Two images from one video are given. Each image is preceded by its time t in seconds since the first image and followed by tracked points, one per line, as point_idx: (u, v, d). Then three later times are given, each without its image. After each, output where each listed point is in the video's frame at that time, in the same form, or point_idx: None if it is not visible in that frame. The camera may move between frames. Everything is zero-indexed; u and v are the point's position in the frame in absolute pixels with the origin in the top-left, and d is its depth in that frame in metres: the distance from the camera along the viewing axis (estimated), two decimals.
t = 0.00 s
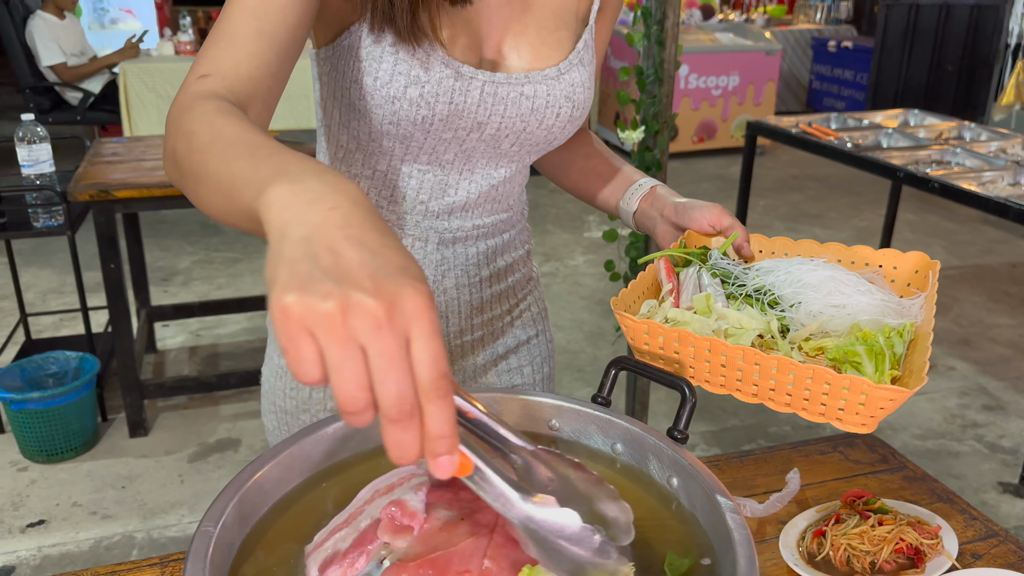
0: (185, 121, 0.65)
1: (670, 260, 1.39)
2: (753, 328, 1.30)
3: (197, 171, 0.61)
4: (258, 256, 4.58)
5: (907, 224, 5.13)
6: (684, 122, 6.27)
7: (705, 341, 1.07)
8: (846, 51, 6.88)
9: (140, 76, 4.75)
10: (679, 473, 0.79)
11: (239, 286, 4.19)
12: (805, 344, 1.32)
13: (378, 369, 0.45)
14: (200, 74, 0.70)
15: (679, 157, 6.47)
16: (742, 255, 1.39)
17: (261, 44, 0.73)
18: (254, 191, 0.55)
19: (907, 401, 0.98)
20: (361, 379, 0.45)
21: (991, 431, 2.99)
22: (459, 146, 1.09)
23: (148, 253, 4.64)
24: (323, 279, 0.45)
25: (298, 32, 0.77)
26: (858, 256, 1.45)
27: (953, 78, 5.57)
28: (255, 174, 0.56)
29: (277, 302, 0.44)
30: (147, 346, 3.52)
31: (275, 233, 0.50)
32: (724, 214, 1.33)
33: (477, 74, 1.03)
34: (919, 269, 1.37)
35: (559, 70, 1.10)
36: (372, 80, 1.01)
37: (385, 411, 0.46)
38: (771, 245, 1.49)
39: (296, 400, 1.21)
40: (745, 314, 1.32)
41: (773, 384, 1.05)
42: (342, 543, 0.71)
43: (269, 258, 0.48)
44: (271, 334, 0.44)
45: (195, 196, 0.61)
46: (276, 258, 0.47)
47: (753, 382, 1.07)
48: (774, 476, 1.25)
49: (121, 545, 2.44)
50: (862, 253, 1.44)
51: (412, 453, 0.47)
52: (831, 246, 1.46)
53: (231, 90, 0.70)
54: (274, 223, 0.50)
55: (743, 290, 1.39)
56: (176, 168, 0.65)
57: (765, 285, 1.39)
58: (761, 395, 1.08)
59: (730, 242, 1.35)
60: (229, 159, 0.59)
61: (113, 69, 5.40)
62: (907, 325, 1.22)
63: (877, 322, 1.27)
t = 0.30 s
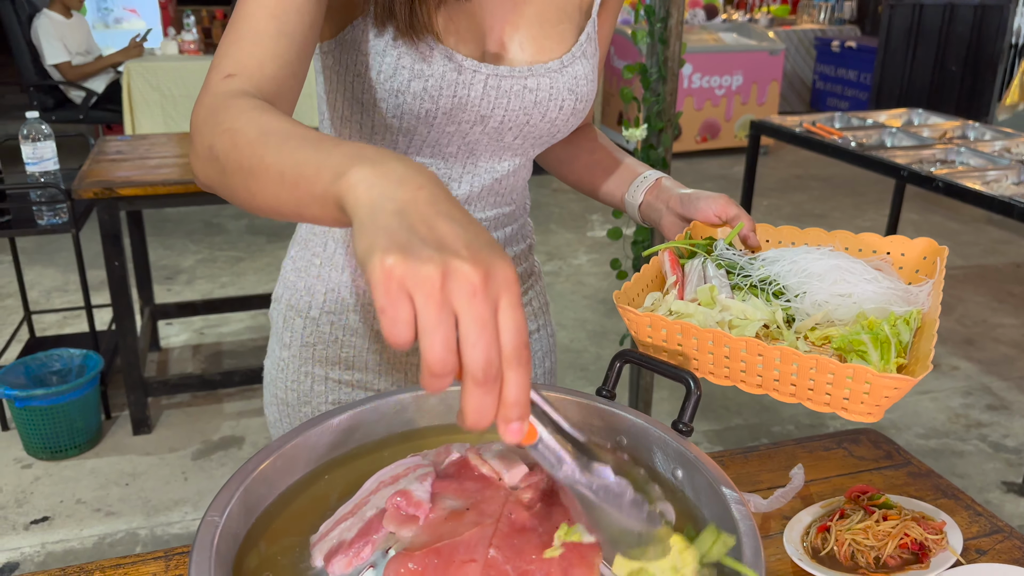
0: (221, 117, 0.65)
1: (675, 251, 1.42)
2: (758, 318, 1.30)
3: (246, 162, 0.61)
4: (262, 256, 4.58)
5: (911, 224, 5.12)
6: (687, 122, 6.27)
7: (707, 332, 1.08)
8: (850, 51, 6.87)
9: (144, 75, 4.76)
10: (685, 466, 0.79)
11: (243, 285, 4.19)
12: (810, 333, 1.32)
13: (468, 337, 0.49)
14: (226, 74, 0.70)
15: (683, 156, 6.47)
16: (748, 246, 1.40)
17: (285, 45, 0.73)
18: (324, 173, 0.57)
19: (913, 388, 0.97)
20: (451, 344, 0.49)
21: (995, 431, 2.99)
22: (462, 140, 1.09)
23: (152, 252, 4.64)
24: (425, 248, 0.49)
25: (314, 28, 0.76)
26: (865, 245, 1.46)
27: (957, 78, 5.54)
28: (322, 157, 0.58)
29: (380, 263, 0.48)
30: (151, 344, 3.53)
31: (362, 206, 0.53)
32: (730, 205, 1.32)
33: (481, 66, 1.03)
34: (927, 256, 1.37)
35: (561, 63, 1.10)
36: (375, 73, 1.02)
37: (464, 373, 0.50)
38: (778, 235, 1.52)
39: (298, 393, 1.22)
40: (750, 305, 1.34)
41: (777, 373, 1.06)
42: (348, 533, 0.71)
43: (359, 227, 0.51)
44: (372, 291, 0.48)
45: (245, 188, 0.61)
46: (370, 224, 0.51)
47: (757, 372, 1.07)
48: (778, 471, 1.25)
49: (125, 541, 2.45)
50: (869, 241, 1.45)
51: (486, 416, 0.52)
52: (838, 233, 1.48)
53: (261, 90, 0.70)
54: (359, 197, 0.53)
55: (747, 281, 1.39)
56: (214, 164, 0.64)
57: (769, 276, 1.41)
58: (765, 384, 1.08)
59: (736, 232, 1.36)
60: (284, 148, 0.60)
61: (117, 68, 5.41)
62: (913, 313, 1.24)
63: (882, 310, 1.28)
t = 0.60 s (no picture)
0: (207, 68, 0.70)
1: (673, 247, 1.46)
2: (756, 314, 1.38)
3: (242, 90, 0.66)
4: (264, 255, 4.59)
5: (914, 224, 5.11)
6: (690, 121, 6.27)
7: (708, 329, 1.11)
8: (853, 51, 6.86)
9: (146, 74, 4.77)
10: (685, 464, 0.79)
11: (245, 284, 4.20)
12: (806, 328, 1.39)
13: (504, 189, 0.53)
14: (209, 48, 0.71)
15: (685, 156, 6.46)
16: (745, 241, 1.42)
17: (270, 26, 0.74)
18: (333, 61, 0.62)
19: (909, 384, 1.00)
20: (488, 197, 0.52)
21: (997, 431, 2.98)
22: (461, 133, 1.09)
23: (154, 251, 4.65)
24: (463, 103, 0.53)
25: (302, 15, 0.77)
26: (858, 240, 1.50)
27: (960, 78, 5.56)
28: (326, 47, 0.63)
29: (422, 114, 0.51)
30: (152, 343, 3.53)
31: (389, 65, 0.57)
32: (726, 201, 1.34)
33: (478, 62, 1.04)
34: (920, 252, 1.42)
35: (560, 57, 1.10)
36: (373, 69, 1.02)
37: (502, 228, 0.53)
38: (773, 230, 1.55)
39: (299, 393, 1.22)
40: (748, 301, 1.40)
41: (776, 370, 1.09)
42: (345, 530, 0.71)
43: (395, 84, 0.55)
44: (415, 141, 0.51)
45: (244, 114, 0.67)
46: (407, 82, 0.55)
47: (755, 368, 1.10)
48: (778, 470, 1.24)
49: (126, 540, 2.45)
50: (863, 237, 1.49)
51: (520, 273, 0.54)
52: (833, 229, 1.51)
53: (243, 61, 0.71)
54: (387, 60, 0.58)
55: (745, 277, 1.47)
56: (203, 114, 0.70)
57: (767, 271, 1.48)
58: (763, 380, 1.11)
59: (733, 227, 1.38)
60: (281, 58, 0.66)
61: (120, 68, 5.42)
62: (907, 310, 1.28)
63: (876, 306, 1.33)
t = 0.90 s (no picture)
0: (275, 73, 0.63)
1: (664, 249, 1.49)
2: (742, 315, 1.37)
3: (331, 111, 0.60)
4: (266, 255, 4.59)
5: (916, 224, 5.11)
6: (692, 121, 6.27)
7: (693, 328, 1.15)
8: (855, 51, 6.85)
9: (148, 74, 4.76)
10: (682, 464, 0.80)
11: (247, 283, 4.20)
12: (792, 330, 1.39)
13: (616, 311, 0.52)
14: (262, 31, 0.69)
15: (688, 156, 6.46)
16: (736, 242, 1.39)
17: (302, 17, 0.72)
18: (448, 127, 0.59)
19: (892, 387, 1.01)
20: (605, 321, 0.52)
21: (1000, 432, 2.97)
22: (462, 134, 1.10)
23: (157, 251, 4.65)
24: (592, 228, 0.52)
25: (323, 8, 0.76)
26: (849, 245, 1.50)
27: (964, 78, 5.60)
28: (441, 112, 0.60)
29: (556, 238, 0.50)
30: (154, 342, 3.53)
31: (512, 170, 0.56)
32: (718, 203, 1.31)
33: (479, 62, 1.04)
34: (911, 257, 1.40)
35: (558, 57, 1.11)
36: (373, 69, 1.02)
37: (606, 348, 0.53)
38: (764, 233, 1.54)
39: (295, 391, 1.21)
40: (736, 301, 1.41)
41: (760, 369, 1.11)
42: (342, 529, 0.70)
43: (521, 199, 0.54)
44: (551, 263, 0.50)
45: (320, 134, 0.61)
46: (533, 198, 0.54)
47: (739, 368, 1.13)
48: (778, 470, 1.24)
49: (127, 539, 2.45)
50: (854, 241, 1.49)
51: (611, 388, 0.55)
52: (823, 233, 1.52)
53: (292, 48, 0.69)
54: (511, 165, 0.56)
55: (733, 277, 1.47)
56: (265, 110, 0.62)
57: (756, 273, 1.48)
58: (747, 380, 1.13)
59: (724, 230, 1.36)
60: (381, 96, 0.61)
61: (122, 67, 5.43)
62: (894, 313, 1.27)
63: (864, 309, 1.33)
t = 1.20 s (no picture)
0: (240, 84, 0.67)
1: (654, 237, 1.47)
2: (728, 301, 1.35)
3: (287, 115, 0.64)
4: (268, 254, 4.60)
5: (918, 225, 5.11)
6: (694, 122, 6.27)
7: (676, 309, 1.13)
8: (858, 51, 6.85)
9: (151, 74, 4.76)
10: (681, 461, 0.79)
11: (249, 283, 4.20)
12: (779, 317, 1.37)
13: (561, 265, 0.52)
14: (233, 51, 0.71)
15: (690, 156, 6.46)
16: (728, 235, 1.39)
17: (287, 26, 0.74)
18: (385, 116, 0.61)
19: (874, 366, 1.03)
20: (551, 270, 0.52)
21: (1001, 432, 2.97)
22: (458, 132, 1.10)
23: (159, 250, 4.66)
24: (527, 179, 0.52)
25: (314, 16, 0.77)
26: (840, 235, 1.48)
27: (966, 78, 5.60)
28: (380, 100, 0.62)
29: (487, 187, 0.50)
30: (156, 342, 3.54)
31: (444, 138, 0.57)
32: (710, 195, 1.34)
33: (476, 59, 1.04)
34: (901, 248, 1.39)
35: (556, 55, 1.10)
36: (373, 66, 1.02)
37: (557, 301, 0.53)
38: (756, 225, 1.53)
39: (296, 392, 1.22)
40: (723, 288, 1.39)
41: (743, 351, 1.10)
42: (339, 526, 0.70)
43: (453, 156, 0.54)
44: (481, 214, 0.50)
45: (281, 143, 0.65)
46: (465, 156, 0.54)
47: (723, 350, 1.12)
48: (778, 470, 1.24)
49: (128, 538, 2.45)
50: (845, 232, 1.47)
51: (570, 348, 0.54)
52: (815, 224, 1.49)
53: (269, 54, 0.72)
54: (445, 134, 0.57)
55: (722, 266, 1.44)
56: (235, 128, 0.66)
57: (743, 260, 1.45)
58: (732, 362, 1.13)
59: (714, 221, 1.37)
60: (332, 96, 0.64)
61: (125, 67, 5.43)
62: (881, 299, 1.27)
63: (851, 294, 1.31)
